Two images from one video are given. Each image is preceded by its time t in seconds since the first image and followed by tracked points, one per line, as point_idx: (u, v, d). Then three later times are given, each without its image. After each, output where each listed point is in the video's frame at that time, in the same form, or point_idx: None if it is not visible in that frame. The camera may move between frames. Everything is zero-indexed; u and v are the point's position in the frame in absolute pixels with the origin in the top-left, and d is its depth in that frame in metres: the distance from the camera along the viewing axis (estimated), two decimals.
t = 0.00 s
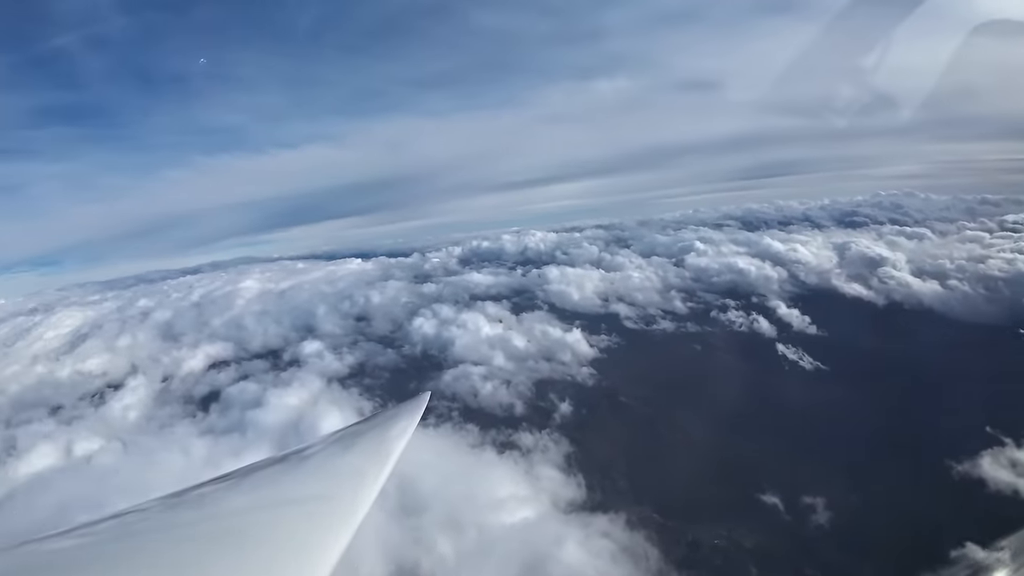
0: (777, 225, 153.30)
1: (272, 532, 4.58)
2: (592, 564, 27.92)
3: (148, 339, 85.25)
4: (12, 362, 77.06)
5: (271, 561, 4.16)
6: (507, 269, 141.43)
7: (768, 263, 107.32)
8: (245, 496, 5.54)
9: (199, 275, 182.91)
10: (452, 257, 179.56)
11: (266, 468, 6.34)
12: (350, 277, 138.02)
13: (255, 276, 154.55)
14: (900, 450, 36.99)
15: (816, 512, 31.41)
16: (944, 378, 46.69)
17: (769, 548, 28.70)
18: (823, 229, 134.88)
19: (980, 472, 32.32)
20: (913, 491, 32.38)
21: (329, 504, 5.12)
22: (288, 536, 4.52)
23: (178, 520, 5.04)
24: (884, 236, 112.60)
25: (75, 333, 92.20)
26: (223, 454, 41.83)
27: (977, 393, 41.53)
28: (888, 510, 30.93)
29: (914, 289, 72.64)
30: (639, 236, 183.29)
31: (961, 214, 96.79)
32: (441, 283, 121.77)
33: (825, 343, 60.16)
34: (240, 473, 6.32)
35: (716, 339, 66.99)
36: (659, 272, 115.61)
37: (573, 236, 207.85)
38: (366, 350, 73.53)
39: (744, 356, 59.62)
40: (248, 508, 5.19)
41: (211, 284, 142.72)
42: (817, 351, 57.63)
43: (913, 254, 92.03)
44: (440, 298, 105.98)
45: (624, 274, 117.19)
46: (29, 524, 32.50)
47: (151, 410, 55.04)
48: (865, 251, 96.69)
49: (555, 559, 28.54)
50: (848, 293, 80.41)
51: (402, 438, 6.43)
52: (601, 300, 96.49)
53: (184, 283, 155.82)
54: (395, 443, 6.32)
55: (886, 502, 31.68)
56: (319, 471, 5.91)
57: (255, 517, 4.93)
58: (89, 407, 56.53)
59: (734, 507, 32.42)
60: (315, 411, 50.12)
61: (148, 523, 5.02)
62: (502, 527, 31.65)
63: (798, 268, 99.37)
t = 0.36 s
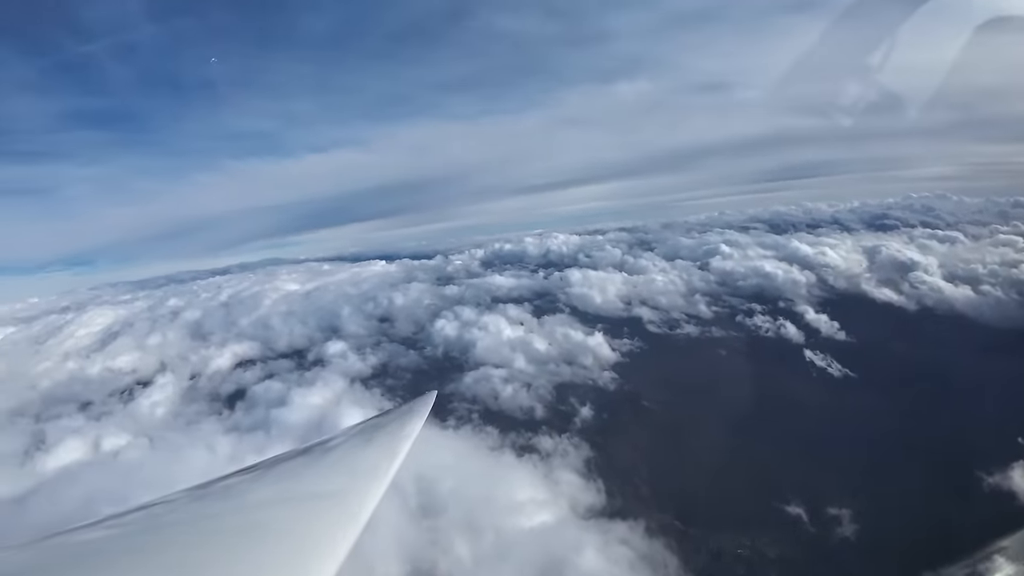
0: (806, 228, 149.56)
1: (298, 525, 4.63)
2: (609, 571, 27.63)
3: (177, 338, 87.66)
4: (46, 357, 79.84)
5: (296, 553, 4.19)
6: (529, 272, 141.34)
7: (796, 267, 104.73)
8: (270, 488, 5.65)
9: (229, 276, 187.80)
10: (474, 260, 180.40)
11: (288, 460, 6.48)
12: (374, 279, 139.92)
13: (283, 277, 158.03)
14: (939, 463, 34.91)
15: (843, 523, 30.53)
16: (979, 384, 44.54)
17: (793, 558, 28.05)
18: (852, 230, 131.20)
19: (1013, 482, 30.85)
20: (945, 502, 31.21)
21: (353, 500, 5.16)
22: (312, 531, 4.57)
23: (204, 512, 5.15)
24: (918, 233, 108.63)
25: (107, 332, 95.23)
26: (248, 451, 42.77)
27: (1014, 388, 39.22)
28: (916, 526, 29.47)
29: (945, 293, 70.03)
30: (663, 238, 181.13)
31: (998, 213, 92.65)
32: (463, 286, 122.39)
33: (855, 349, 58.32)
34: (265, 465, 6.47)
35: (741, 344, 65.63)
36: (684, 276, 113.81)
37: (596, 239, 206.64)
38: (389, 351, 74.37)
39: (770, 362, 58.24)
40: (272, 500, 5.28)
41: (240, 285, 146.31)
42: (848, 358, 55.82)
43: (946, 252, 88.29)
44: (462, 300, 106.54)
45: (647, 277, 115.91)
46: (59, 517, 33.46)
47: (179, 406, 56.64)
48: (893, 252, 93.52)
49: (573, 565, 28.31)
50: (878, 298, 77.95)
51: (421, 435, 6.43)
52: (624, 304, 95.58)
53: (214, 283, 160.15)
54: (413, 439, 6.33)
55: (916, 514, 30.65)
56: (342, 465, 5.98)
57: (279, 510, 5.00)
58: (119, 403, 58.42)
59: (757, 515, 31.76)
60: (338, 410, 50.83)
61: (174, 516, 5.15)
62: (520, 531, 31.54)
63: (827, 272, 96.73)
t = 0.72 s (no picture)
0: (834, 233, 145.83)
1: (318, 520, 4.65)
2: None
3: (204, 336, 90.04)
4: (78, 353, 82.64)
5: (311, 548, 4.17)
6: (550, 276, 140.93)
7: (823, 274, 102.13)
8: (291, 480, 5.72)
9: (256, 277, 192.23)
10: (495, 263, 180.85)
11: (309, 452, 6.58)
12: (396, 281, 141.49)
13: (308, 279, 161.12)
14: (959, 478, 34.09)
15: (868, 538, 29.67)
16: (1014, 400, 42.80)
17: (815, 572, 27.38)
18: (882, 235, 127.50)
19: None
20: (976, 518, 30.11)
21: (370, 495, 5.15)
22: (330, 526, 4.57)
23: (227, 503, 5.25)
24: (951, 236, 104.96)
25: (137, 329, 98.16)
26: (269, 449, 43.56)
27: None
28: (941, 540, 28.58)
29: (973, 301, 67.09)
30: (687, 243, 178.80)
31: None
32: (484, 289, 122.77)
33: (884, 359, 56.51)
34: (288, 457, 6.58)
35: (765, 352, 64.19)
36: (707, 282, 112.10)
37: (618, 243, 205.13)
38: (409, 353, 75.04)
39: (794, 371, 56.84)
40: (293, 492, 5.34)
41: (266, 285, 149.54)
42: (876, 368, 54.14)
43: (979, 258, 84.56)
44: (482, 304, 106.95)
45: (669, 283, 114.55)
46: (81, 510, 34.34)
47: (204, 404, 58.06)
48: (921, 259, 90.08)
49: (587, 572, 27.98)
50: (906, 307, 75.49)
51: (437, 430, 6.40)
52: (646, 309, 94.57)
53: (241, 283, 163.97)
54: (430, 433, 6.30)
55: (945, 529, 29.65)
56: (361, 459, 6.02)
57: (300, 502, 5.05)
58: (145, 399, 60.15)
59: (778, 527, 31.07)
60: (358, 411, 51.41)
61: (198, 507, 5.26)
62: (535, 537, 31.31)
63: (856, 280, 94.14)
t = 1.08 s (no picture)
0: (860, 239, 142.26)
1: (335, 515, 4.68)
2: None
3: (227, 336, 92.00)
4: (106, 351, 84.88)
5: (325, 542, 4.20)
6: (569, 280, 140.45)
7: (848, 281, 99.61)
8: (312, 473, 5.80)
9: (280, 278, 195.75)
10: (514, 268, 180.99)
11: (329, 444, 6.67)
12: (416, 284, 142.60)
13: (329, 281, 163.49)
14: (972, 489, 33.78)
15: (889, 555, 28.76)
16: None
17: None
18: (909, 241, 124.03)
19: None
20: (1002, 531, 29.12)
21: (382, 491, 5.18)
22: (348, 521, 4.60)
23: (250, 496, 5.34)
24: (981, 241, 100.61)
25: (163, 328, 100.74)
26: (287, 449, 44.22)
27: None
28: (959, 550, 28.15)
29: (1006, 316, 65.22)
30: (708, 249, 176.45)
31: None
32: (502, 293, 122.98)
33: (910, 369, 54.74)
34: (308, 449, 6.70)
35: (787, 361, 62.81)
36: (729, 289, 110.29)
37: (639, 248, 203.48)
38: (427, 356, 75.54)
39: (816, 380, 55.49)
40: (315, 485, 5.40)
41: (289, 287, 152.17)
42: (901, 379, 52.61)
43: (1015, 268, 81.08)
44: (500, 308, 107.12)
45: (690, 289, 113.11)
46: (99, 505, 35.24)
47: (225, 402, 59.23)
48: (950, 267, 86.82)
49: None
50: (934, 316, 73.20)
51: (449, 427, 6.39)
52: (666, 316, 93.51)
53: (265, 285, 167.11)
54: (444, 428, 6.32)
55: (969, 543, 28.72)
56: (381, 452, 6.07)
57: (319, 496, 5.10)
58: (169, 397, 61.63)
59: (797, 540, 30.35)
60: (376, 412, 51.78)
61: (223, 498, 5.37)
62: (549, 543, 31.09)
63: (882, 288, 91.72)
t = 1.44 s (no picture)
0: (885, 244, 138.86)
1: (348, 513, 4.68)
2: None
3: (247, 337, 93.57)
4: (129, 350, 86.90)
5: (329, 540, 4.19)
6: (586, 285, 139.83)
7: (871, 287, 97.25)
8: (329, 465, 5.84)
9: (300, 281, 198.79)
10: (531, 272, 180.90)
11: (347, 437, 6.73)
12: (433, 288, 143.46)
13: (348, 284, 165.41)
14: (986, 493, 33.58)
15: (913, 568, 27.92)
16: None
17: None
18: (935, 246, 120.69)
19: None
20: None
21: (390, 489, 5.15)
22: (356, 518, 4.60)
23: (269, 489, 5.39)
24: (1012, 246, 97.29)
25: (185, 329, 102.88)
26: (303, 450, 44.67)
27: None
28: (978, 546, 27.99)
29: None
30: (728, 254, 174.02)
31: None
32: (519, 298, 122.92)
33: (935, 379, 53.07)
34: (325, 443, 6.76)
35: (807, 369, 61.46)
36: (749, 295, 108.47)
37: (657, 253, 201.65)
38: (443, 359, 75.85)
39: (838, 390, 54.14)
40: (330, 479, 5.42)
41: (308, 290, 154.29)
42: (925, 388, 51.17)
43: None
44: (517, 312, 107.11)
45: (709, 295, 111.59)
46: (116, 500, 36.00)
47: (243, 402, 60.16)
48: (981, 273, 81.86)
49: None
50: (959, 325, 71.08)
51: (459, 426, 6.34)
52: (684, 322, 92.43)
53: (285, 287, 169.77)
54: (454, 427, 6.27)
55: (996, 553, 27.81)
56: (394, 448, 6.08)
57: (333, 491, 5.10)
58: (189, 396, 62.84)
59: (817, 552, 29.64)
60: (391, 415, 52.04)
61: (242, 491, 5.44)
62: (562, 551, 30.83)
63: (906, 295, 89.42)
